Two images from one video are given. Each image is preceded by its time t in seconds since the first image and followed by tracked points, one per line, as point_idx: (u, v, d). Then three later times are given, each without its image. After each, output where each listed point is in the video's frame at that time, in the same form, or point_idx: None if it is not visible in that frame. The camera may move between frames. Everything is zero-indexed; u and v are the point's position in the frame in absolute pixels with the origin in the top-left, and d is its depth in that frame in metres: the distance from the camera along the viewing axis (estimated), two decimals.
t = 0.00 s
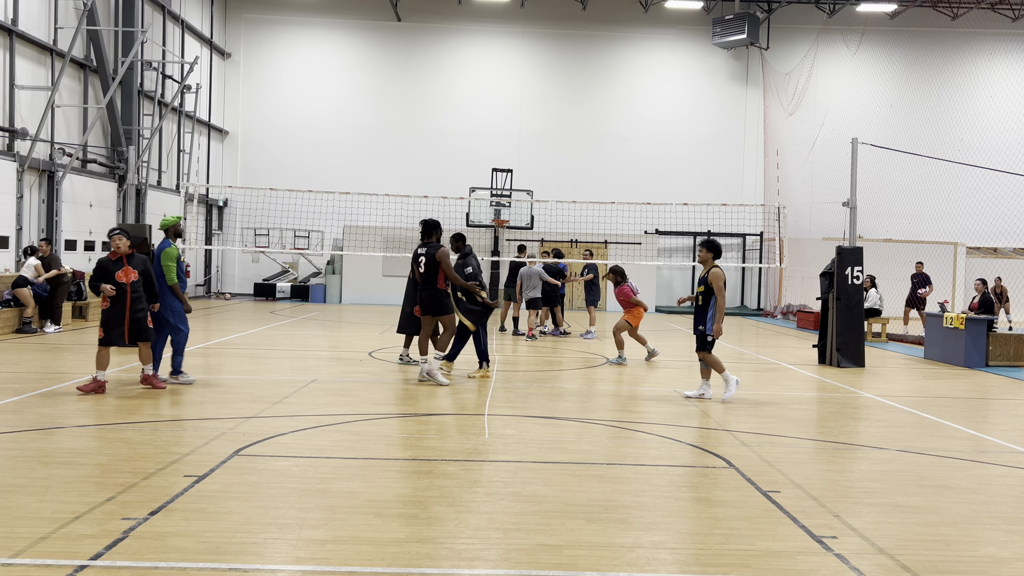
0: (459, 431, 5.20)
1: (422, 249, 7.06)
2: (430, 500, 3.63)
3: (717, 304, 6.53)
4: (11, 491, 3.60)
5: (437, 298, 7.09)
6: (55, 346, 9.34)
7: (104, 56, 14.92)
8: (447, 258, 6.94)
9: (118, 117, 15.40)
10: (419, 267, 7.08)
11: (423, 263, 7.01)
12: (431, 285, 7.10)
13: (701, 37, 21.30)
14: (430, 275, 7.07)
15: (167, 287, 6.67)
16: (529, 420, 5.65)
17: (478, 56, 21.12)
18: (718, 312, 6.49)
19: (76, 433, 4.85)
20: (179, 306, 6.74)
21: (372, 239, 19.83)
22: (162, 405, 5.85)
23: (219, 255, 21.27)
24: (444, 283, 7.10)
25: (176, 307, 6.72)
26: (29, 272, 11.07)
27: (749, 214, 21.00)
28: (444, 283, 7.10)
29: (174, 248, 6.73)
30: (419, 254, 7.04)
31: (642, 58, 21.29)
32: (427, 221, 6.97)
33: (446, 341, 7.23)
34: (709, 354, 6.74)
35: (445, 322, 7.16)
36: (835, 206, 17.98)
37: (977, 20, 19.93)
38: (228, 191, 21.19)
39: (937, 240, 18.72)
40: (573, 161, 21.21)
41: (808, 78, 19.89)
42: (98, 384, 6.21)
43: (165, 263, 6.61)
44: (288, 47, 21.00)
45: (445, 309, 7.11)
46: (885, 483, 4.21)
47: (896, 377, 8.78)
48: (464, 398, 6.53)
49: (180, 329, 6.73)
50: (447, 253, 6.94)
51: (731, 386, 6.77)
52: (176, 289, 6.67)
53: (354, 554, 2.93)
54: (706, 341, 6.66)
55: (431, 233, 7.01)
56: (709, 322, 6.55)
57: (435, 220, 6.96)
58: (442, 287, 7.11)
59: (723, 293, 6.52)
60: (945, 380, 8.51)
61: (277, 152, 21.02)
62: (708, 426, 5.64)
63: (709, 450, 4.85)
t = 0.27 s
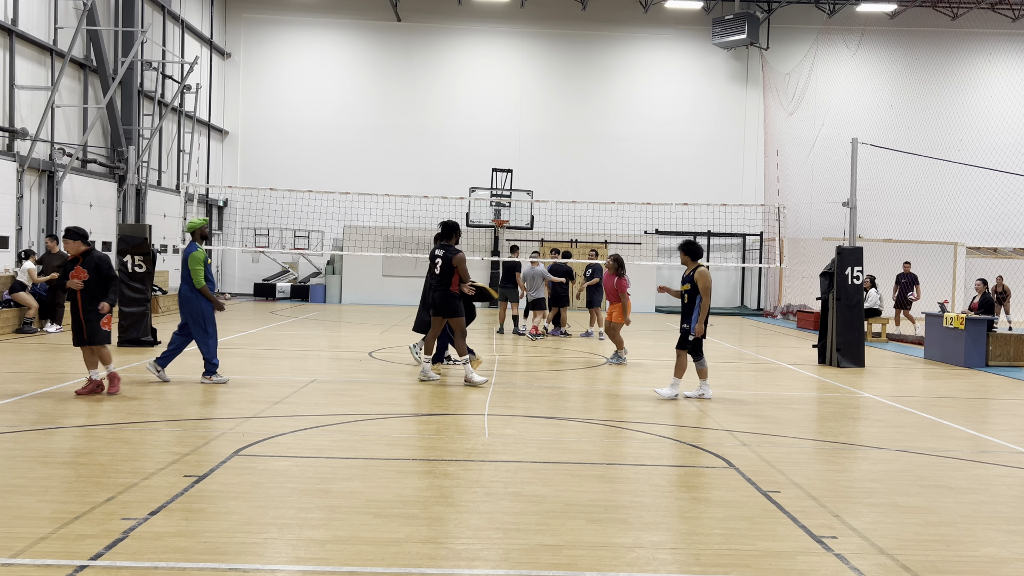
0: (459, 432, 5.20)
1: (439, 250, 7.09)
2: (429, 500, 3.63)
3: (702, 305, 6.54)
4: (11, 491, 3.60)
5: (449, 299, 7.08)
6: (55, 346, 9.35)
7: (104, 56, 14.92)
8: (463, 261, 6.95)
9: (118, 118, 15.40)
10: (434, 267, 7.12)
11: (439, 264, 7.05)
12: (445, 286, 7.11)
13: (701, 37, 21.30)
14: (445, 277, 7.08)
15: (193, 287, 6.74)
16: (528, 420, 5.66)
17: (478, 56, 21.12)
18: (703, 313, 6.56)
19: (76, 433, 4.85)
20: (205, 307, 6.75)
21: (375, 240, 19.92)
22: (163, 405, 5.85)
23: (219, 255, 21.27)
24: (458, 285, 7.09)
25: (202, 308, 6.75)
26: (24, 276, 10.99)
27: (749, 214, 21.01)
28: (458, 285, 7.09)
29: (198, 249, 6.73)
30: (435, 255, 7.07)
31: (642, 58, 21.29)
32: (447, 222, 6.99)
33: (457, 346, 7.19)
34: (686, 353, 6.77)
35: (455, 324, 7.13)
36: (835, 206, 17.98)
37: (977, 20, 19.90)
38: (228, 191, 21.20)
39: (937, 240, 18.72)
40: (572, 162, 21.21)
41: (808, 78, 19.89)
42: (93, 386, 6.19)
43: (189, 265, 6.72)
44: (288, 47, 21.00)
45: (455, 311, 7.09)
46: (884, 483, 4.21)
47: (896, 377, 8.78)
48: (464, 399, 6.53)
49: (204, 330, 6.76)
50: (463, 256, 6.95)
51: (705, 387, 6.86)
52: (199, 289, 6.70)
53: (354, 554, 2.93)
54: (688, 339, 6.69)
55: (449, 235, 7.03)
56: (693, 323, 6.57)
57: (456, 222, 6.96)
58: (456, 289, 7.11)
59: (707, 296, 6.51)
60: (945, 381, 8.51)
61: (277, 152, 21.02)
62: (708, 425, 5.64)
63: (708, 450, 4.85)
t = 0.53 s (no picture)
0: (459, 431, 5.20)
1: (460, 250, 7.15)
2: (429, 500, 3.63)
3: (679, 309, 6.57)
4: (11, 491, 3.60)
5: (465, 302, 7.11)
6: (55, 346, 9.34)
7: (104, 56, 14.92)
8: (481, 265, 6.93)
9: (118, 118, 15.40)
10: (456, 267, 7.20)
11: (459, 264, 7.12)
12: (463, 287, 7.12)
13: (701, 37, 21.30)
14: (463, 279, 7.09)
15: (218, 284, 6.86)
16: (528, 420, 5.66)
17: (478, 56, 21.12)
18: (681, 316, 6.57)
19: (76, 433, 4.85)
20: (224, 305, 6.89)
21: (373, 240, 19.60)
22: (163, 405, 5.86)
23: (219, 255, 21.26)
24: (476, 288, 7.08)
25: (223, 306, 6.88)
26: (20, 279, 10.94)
27: (749, 215, 21.02)
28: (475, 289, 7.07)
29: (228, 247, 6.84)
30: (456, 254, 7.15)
31: (642, 58, 21.29)
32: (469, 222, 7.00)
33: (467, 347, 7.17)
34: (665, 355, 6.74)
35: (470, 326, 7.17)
36: (835, 206, 17.98)
37: (977, 20, 19.89)
38: (228, 191, 21.20)
39: (936, 240, 18.72)
40: (573, 162, 21.21)
41: (808, 78, 19.89)
42: (91, 381, 6.14)
43: (217, 261, 6.78)
44: (288, 47, 21.00)
45: (472, 313, 7.13)
46: (885, 483, 4.21)
47: (896, 377, 8.78)
48: (464, 399, 6.52)
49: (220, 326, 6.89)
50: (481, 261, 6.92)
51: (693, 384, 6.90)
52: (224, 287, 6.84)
53: (354, 554, 2.93)
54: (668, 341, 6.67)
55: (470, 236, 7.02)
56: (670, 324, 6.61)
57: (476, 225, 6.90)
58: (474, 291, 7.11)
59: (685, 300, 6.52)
60: (945, 381, 8.51)
61: (277, 152, 21.02)
62: (707, 425, 5.64)
63: (708, 450, 4.85)
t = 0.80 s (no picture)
0: (459, 431, 5.20)
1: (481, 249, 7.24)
2: (429, 500, 3.63)
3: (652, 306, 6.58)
4: (11, 491, 3.60)
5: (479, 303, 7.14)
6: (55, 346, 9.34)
7: (104, 56, 14.92)
8: (489, 265, 6.88)
9: (118, 118, 15.40)
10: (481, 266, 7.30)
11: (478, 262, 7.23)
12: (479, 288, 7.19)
13: (701, 37, 21.30)
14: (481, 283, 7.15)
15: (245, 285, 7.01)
16: (528, 420, 5.66)
17: (478, 56, 21.12)
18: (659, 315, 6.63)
19: (76, 433, 4.85)
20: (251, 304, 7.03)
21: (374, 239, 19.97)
22: (163, 405, 5.86)
23: (219, 255, 21.26)
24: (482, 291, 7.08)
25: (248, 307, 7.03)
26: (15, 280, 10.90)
27: (749, 215, 21.03)
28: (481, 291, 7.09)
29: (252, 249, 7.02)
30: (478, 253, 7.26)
31: (642, 58, 21.29)
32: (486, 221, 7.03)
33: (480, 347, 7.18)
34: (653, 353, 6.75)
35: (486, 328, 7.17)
36: (835, 206, 17.97)
37: (977, 20, 19.88)
38: (228, 191, 21.20)
39: (937, 240, 18.73)
40: (573, 162, 21.21)
41: (808, 78, 19.88)
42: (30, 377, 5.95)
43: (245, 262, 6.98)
44: (288, 47, 21.00)
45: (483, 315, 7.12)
46: (884, 483, 4.21)
47: (896, 376, 8.78)
48: (465, 399, 6.52)
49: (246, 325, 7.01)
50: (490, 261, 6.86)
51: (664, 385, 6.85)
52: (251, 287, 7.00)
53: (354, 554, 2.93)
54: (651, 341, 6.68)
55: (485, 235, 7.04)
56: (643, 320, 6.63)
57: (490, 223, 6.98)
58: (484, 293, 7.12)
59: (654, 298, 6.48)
60: (945, 381, 8.51)
61: (277, 152, 21.02)
62: (707, 425, 5.64)
63: (709, 450, 4.85)
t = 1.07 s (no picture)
0: (459, 431, 5.20)
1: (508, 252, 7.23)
2: (429, 500, 3.63)
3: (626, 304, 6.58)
4: (11, 491, 3.60)
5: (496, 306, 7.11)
6: (55, 346, 9.34)
7: (104, 56, 14.93)
8: (499, 267, 6.81)
9: (118, 118, 15.40)
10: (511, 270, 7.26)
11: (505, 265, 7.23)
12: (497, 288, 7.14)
13: (701, 37, 21.30)
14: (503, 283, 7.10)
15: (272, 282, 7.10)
16: (528, 420, 5.66)
17: (478, 56, 21.12)
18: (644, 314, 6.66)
19: (76, 433, 4.85)
20: (281, 301, 7.13)
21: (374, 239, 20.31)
22: (163, 405, 5.86)
23: (219, 255, 21.26)
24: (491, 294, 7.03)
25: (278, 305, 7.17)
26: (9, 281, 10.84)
27: (749, 215, 21.04)
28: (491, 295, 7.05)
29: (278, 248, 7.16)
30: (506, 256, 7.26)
31: (642, 58, 21.29)
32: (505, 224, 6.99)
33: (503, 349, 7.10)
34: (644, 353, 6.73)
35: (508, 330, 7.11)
36: (835, 206, 17.97)
37: (977, 20, 19.86)
38: (228, 191, 21.20)
39: (937, 240, 18.72)
40: (573, 161, 21.21)
41: (808, 78, 19.88)
42: None
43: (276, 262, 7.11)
44: (288, 47, 21.00)
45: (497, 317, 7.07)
46: (885, 483, 4.21)
47: (896, 377, 8.78)
48: (465, 399, 6.52)
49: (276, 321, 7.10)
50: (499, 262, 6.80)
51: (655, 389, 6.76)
52: (280, 283, 7.10)
53: (354, 554, 2.93)
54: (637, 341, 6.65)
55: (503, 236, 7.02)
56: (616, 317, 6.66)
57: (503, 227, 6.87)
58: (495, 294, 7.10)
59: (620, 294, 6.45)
60: (945, 380, 8.51)
61: (277, 152, 21.01)
62: (707, 425, 5.64)
63: (709, 450, 4.85)
